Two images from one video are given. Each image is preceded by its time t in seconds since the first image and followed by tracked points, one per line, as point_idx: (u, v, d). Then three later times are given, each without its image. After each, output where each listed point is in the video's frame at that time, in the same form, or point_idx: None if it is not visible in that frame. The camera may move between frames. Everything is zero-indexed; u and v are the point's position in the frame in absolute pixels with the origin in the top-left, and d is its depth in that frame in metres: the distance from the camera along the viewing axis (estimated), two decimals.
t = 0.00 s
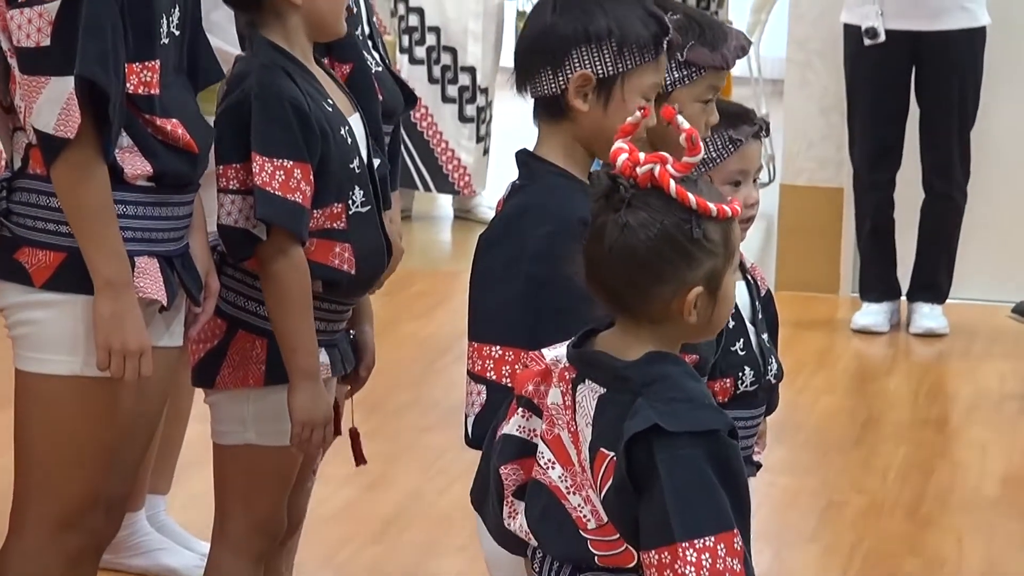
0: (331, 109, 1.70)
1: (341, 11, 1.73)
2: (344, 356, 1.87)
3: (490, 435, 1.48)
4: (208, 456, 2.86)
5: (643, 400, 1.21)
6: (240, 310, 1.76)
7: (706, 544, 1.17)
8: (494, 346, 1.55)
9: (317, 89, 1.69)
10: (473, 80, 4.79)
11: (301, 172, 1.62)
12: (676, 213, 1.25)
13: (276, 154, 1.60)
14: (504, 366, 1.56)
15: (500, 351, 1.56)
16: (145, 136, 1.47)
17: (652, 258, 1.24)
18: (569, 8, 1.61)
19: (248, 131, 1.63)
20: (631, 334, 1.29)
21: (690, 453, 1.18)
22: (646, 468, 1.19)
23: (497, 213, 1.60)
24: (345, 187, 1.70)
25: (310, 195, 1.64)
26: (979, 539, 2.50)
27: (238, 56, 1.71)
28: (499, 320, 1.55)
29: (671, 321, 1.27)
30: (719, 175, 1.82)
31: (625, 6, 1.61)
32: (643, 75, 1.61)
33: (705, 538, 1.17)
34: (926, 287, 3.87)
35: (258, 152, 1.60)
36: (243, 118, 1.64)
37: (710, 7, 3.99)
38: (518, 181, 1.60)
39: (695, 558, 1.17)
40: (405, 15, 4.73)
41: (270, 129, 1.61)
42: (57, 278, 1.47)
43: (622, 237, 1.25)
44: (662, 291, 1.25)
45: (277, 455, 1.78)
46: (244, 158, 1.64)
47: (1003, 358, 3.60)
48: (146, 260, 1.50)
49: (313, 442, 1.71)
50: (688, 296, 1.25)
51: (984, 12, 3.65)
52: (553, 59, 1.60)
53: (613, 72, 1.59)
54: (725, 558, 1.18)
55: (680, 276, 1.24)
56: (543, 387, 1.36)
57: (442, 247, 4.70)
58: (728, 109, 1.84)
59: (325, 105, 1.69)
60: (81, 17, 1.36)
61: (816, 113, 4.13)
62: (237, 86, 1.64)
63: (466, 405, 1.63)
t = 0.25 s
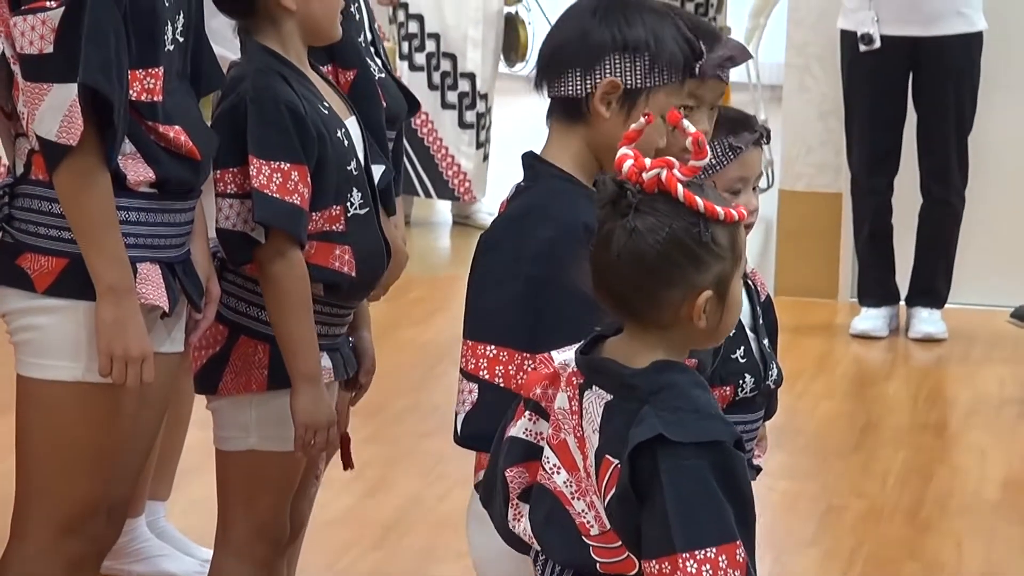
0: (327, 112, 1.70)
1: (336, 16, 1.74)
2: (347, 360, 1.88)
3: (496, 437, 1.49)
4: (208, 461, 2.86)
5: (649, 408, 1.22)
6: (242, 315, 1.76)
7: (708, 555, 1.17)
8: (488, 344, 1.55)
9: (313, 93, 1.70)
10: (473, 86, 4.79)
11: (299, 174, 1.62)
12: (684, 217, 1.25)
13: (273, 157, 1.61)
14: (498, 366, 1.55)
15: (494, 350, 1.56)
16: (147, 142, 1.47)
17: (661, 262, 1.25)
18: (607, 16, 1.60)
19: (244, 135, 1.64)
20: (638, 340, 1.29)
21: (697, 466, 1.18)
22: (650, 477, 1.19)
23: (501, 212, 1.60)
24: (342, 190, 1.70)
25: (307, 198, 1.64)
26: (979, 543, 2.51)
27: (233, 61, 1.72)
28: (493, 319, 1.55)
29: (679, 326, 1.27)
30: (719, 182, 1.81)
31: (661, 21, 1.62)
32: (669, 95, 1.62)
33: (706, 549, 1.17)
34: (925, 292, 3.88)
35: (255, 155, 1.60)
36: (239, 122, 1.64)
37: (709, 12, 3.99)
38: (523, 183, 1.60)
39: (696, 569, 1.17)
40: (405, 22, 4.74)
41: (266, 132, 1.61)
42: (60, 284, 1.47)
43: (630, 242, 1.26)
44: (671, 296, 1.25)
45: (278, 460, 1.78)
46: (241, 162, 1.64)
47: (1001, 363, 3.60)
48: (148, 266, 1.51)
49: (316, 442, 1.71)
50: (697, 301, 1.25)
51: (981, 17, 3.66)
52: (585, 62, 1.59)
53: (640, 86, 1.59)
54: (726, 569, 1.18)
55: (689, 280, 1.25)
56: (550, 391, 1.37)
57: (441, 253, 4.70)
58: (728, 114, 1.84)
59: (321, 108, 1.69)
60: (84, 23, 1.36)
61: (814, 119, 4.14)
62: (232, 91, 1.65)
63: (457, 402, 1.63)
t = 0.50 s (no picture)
0: (323, 117, 1.71)
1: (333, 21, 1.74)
2: (348, 364, 1.88)
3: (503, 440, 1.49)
4: (207, 467, 2.85)
5: (650, 416, 1.22)
6: (242, 321, 1.76)
7: (712, 563, 1.17)
8: (481, 345, 1.56)
9: (310, 99, 1.70)
10: (474, 92, 4.80)
11: (297, 180, 1.62)
12: (688, 224, 1.25)
13: (271, 162, 1.60)
14: (490, 367, 1.55)
15: (487, 351, 1.56)
16: (148, 148, 1.47)
17: (665, 271, 1.24)
18: (630, 28, 1.59)
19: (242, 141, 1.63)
20: (644, 349, 1.29)
21: (700, 474, 1.18)
22: (650, 488, 1.19)
23: (503, 212, 1.60)
24: (340, 195, 1.71)
25: (305, 203, 1.64)
26: (978, 549, 2.51)
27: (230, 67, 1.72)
28: (486, 320, 1.56)
29: (686, 333, 1.27)
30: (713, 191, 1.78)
31: (682, 38, 1.61)
32: (681, 113, 1.60)
33: (710, 557, 1.17)
34: (923, 298, 3.88)
35: (253, 161, 1.60)
36: (237, 128, 1.64)
37: (708, 18, 4.00)
38: (526, 185, 1.60)
39: None
40: (405, 28, 4.75)
41: (264, 138, 1.61)
42: (59, 290, 1.47)
43: (634, 250, 1.25)
44: (676, 303, 1.25)
45: (279, 466, 1.78)
46: (239, 168, 1.65)
47: (1000, 368, 3.60)
48: (148, 272, 1.50)
49: (315, 447, 1.71)
50: (702, 308, 1.25)
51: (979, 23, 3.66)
52: (601, 70, 1.58)
53: (653, 99, 1.58)
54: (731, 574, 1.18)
55: (693, 287, 1.25)
56: (555, 396, 1.38)
57: (440, 258, 4.70)
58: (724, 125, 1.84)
59: (317, 114, 1.69)
60: (84, 29, 1.36)
61: (813, 124, 4.15)
62: (229, 97, 1.65)
63: (446, 402, 1.63)
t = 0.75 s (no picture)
0: (317, 124, 1.71)
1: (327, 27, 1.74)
2: (343, 367, 1.87)
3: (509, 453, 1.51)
4: (204, 472, 2.85)
5: (636, 418, 1.24)
6: (237, 326, 1.76)
7: (741, 534, 1.19)
8: (475, 351, 1.57)
9: (303, 105, 1.70)
10: (473, 96, 4.79)
11: (291, 187, 1.62)
12: (680, 227, 1.27)
13: (265, 170, 1.61)
14: (484, 372, 1.57)
15: (481, 356, 1.57)
16: (143, 152, 1.47)
17: (656, 271, 1.26)
18: (616, 28, 1.60)
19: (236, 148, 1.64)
20: (631, 348, 1.31)
21: (699, 461, 1.20)
22: (652, 489, 1.21)
23: (496, 216, 1.60)
24: (334, 202, 1.71)
25: (299, 210, 1.64)
26: (975, 552, 2.51)
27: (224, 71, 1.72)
28: (481, 326, 1.56)
29: (674, 334, 1.29)
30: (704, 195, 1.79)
31: (669, 38, 1.61)
32: (670, 113, 1.59)
33: (735, 532, 1.19)
34: (922, 302, 3.88)
35: (247, 168, 1.60)
36: (231, 135, 1.64)
37: (705, 22, 4.00)
38: (517, 190, 1.60)
39: (732, 553, 1.20)
40: (403, 33, 4.75)
41: (258, 145, 1.61)
42: (56, 295, 1.47)
43: (627, 249, 1.27)
44: (666, 305, 1.27)
45: (275, 469, 1.78)
46: (232, 175, 1.64)
47: (997, 372, 3.61)
48: (144, 276, 1.50)
49: (303, 454, 1.72)
50: (691, 310, 1.27)
51: (976, 26, 3.66)
52: (586, 72, 1.59)
53: (640, 99, 1.58)
54: (762, 531, 1.20)
55: (684, 289, 1.27)
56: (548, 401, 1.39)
57: (438, 263, 4.70)
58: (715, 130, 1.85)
59: (311, 120, 1.70)
60: (80, 34, 1.36)
61: (810, 129, 4.15)
62: (224, 103, 1.65)
63: (442, 408, 1.64)
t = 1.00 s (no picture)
0: (313, 128, 1.71)
1: (323, 32, 1.74)
2: (339, 369, 1.88)
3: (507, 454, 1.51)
4: (202, 476, 2.86)
5: (614, 405, 1.26)
6: (232, 330, 1.76)
7: (716, 519, 1.21)
8: (481, 361, 1.58)
9: (299, 109, 1.71)
10: (469, 100, 4.80)
11: (286, 191, 1.62)
12: (666, 213, 1.30)
13: (261, 173, 1.61)
14: (491, 383, 1.57)
15: (486, 367, 1.58)
16: (138, 156, 1.48)
17: (642, 258, 1.29)
18: (591, 26, 1.61)
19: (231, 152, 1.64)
20: (615, 339, 1.33)
21: (675, 444, 1.22)
22: (628, 474, 1.24)
23: (491, 226, 1.62)
24: (329, 207, 1.71)
25: (294, 214, 1.64)
26: (972, 554, 2.51)
27: (220, 75, 1.72)
28: (484, 329, 1.57)
29: (658, 324, 1.31)
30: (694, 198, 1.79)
31: (645, 32, 1.63)
32: (652, 104, 1.63)
33: (711, 516, 1.21)
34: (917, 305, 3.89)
35: (243, 171, 1.60)
36: (226, 139, 1.64)
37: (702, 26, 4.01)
38: (510, 196, 1.62)
39: (707, 538, 1.22)
40: (400, 37, 4.75)
41: (253, 148, 1.61)
42: (51, 299, 1.47)
43: (613, 236, 1.30)
44: (651, 293, 1.29)
45: (271, 473, 1.78)
46: (228, 178, 1.65)
47: (994, 375, 3.61)
48: (140, 280, 1.51)
49: (298, 458, 1.72)
50: (676, 299, 1.29)
51: (972, 28, 3.67)
52: (566, 73, 1.60)
53: (623, 94, 1.60)
54: (736, 518, 1.22)
55: (669, 277, 1.29)
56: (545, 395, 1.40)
57: (435, 267, 4.71)
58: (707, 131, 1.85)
59: (307, 124, 1.70)
60: (75, 38, 1.36)
61: (807, 132, 4.15)
62: (220, 106, 1.65)
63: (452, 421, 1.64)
